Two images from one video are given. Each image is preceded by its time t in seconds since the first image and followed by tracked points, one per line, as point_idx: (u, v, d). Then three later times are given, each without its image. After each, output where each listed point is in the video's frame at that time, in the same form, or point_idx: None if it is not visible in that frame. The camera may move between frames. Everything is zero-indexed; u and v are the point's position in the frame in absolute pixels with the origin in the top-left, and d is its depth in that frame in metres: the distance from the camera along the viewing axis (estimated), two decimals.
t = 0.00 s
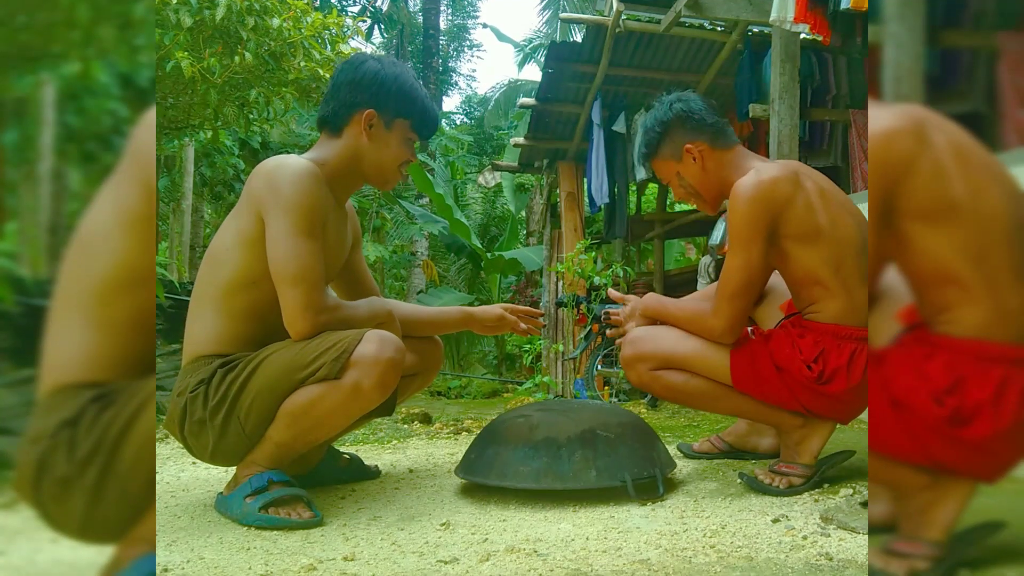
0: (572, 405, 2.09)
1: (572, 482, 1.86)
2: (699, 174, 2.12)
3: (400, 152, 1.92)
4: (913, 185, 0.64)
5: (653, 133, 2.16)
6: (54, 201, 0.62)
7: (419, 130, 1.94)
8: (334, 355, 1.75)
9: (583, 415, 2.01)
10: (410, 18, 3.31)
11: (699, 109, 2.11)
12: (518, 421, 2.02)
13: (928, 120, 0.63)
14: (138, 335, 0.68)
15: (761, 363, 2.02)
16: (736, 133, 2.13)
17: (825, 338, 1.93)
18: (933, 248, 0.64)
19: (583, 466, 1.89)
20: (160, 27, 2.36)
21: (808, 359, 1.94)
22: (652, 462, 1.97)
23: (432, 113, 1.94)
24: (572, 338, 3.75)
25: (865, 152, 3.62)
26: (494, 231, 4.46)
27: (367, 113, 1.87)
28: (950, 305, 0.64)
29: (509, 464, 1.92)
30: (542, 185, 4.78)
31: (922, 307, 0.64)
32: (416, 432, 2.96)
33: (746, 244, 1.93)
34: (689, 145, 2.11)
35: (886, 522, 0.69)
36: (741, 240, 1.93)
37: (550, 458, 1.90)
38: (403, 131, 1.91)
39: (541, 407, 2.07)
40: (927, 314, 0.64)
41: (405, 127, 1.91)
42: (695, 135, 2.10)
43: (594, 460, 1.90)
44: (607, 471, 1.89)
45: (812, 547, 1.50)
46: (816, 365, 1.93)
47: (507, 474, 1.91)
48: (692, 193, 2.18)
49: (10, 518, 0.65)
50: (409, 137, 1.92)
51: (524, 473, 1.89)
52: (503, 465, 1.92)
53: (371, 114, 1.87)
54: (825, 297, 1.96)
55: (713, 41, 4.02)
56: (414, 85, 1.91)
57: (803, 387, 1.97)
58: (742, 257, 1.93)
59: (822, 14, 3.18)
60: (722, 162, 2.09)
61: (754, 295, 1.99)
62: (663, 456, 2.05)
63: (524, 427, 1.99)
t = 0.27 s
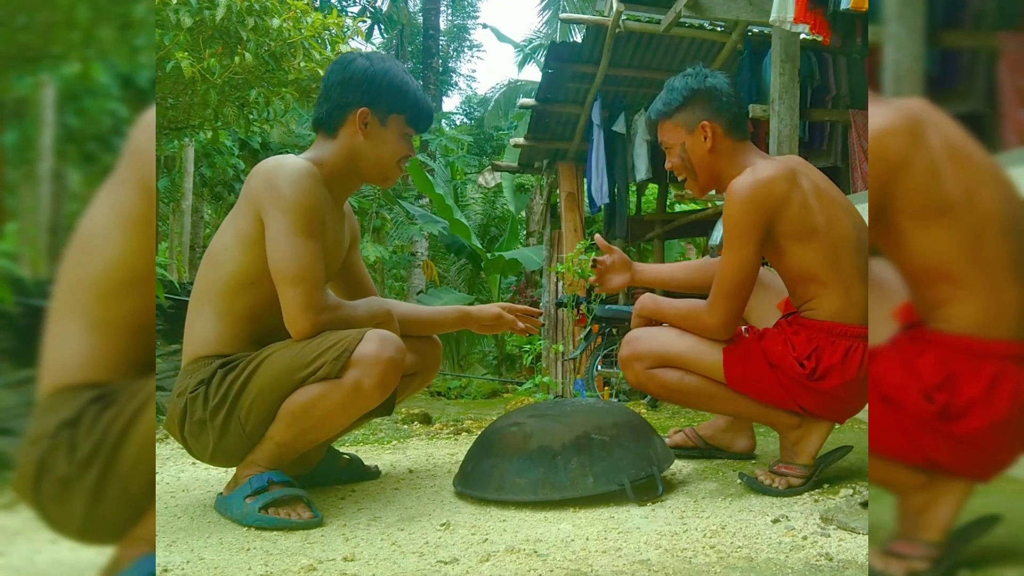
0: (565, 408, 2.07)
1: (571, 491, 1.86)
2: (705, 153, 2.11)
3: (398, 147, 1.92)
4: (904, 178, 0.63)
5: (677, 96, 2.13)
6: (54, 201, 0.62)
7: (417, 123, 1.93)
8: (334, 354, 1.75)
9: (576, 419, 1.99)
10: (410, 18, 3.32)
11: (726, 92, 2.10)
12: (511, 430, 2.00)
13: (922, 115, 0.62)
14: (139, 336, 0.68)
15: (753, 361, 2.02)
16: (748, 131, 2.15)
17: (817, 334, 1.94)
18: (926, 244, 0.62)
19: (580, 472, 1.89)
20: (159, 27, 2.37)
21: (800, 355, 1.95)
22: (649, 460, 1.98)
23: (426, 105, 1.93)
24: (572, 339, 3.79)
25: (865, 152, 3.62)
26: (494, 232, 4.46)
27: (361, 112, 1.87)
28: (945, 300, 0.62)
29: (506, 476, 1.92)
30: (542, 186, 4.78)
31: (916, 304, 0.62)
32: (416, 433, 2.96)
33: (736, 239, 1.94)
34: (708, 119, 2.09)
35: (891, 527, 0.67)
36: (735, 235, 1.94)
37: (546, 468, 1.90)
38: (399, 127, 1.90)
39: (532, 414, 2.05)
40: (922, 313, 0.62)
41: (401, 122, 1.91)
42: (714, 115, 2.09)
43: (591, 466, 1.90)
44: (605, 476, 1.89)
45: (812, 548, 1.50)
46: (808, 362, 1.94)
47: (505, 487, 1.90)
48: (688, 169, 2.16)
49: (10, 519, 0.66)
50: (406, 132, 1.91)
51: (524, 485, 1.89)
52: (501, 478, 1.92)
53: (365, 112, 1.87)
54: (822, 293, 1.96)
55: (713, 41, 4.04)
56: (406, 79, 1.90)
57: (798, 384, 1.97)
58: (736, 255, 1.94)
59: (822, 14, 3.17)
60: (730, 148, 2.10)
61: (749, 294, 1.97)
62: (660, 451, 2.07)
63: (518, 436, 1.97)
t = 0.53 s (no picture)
0: (570, 406, 2.09)
1: (572, 486, 1.86)
2: (701, 154, 2.14)
3: (392, 138, 1.91)
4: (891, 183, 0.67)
5: (682, 94, 2.13)
6: (54, 199, 0.63)
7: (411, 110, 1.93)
8: (333, 352, 1.75)
9: (579, 417, 2.01)
10: (411, 17, 3.34)
11: (729, 99, 2.13)
12: (514, 426, 2.01)
13: (905, 118, 0.64)
14: (139, 334, 0.69)
15: (754, 358, 2.01)
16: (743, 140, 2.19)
17: (819, 330, 1.97)
18: (917, 243, 0.65)
19: (582, 468, 1.89)
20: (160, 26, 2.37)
21: (804, 351, 1.96)
22: (651, 460, 1.98)
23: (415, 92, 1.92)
24: (572, 338, 3.76)
25: (865, 152, 3.62)
26: (493, 230, 4.48)
27: (351, 109, 1.87)
28: (937, 296, 0.65)
29: (508, 470, 1.92)
30: (542, 185, 4.66)
31: (911, 301, 0.66)
32: (416, 432, 2.96)
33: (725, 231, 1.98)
34: (710, 122, 2.12)
35: (892, 525, 0.70)
36: (724, 228, 1.97)
37: (548, 463, 1.90)
38: (391, 117, 1.90)
39: (536, 410, 2.06)
40: (917, 309, 0.66)
41: (392, 112, 1.90)
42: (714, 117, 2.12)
43: (592, 463, 1.90)
44: (606, 473, 1.89)
45: (812, 547, 1.50)
46: (814, 357, 1.95)
47: (506, 480, 1.90)
48: (681, 165, 2.18)
49: (10, 517, 0.65)
50: (398, 120, 1.91)
51: (524, 479, 1.89)
52: (503, 471, 1.92)
53: (353, 108, 1.87)
54: (815, 287, 2.01)
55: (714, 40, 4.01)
56: (391, 69, 1.89)
57: (801, 380, 1.97)
58: (729, 246, 1.97)
59: (822, 14, 3.18)
60: (724, 152, 2.14)
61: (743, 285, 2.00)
62: (661, 453, 2.06)
63: (521, 432, 1.98)
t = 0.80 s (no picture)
0: (572, 403, 2.09)
1: (573, 478, 1.86)
2: (692, 154, 2.13)
3: (384, 127, 1.89)
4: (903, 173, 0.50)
5: (679, 94, 2.14)
6: (53, 197, 0.53)
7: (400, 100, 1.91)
8: (330, 349, 1.74)
9: (582, 411, 2.01)
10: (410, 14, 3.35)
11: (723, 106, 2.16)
12: (518, 418, 2.02)
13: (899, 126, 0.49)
14: (138, 331, 0.58)
15: (781, 349, 2.01)
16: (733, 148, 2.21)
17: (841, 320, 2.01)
18: (929, 238, 0.50)
19: (583, 461, 1.89)
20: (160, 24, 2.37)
21: (832, 337, 1.98)
22: (652, 458, 1.97)
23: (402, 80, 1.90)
24: (572, 335, 3.77)
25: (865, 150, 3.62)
26: (494, 228, 4.37)
27: (338, 104, 1.86)
28: (944, 288, 0.50)
29: (509, 459, 1.93)
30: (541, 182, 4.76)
31: (910, 297, 0.50)
32: (417, 429, 2.96)
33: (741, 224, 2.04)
34: (703, 123, 2.12)
35: (892, 523, 0.53)
36: (742, 221, 2.03)
37: (550, 453, 1.90)
38: (380, 108, 1.88)
39: (541, 403, 2.07)
40: (913, 301, 0.50)
41: (380, 102, 1.88)
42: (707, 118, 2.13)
43: (594, 457, 1.90)
44: (608, 467, 1.89)
45: (813, 544, 1.50)
46: (841, 342, 1.97)
47: (507, 469, 1.91)
48: (672, 163, 2.16)
49: (6, 516, 0.55)
50: (389, 109, 1.89)
51: (525, 469, 1.89)
52: (504, 461, 1.93)
53: (341, 104, 1.86)
54: (823, 279, 2.09)
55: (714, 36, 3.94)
56: (375, 59, 1.87)
57: (826, 366, 1.99)
58: (756, 231, 2.00)
59: (822, 11, 3.18)
60: (716, 155, 2.14)
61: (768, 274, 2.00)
62: (663, 453, 2.05)
63: (525, 423, 2.00)
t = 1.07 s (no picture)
0: (569, 402, 2.09)
1: (572, 483, 1.86)
2: (683, 157, 2.11)
3: (384, 127, 1.89)
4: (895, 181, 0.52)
5: (677, 97, 2.11)
6: (53, 193, 0.53)
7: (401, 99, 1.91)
8: (329, 347, 1.74)
9: (576, 413, 2.00)
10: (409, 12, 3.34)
11: (717, 112, 2.15)
12: (513, 422, 2.02)
13: (904, 136, 0.50)
14: (136, 329, 0.58)
15: (802, 344, 2.02)
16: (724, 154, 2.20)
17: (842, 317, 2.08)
18: (933, 236, 0.51)
19: (581, 465, 1.89)
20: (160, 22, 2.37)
21: (841, 334, 2.03)
22: (650, 456, 1.98)
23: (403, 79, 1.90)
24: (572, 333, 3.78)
25: (864, 148, 3.62)
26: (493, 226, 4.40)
27: (339, 102, 1.86)
28: (943, 285, 0.51)
29: (507, 467, 1.92)
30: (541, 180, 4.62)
31: (914, 296, 0.51)
32: (417, 427, 2.96)
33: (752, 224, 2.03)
34: (698, 127, 2.11)
35: (893, 518, 0.55)
36: (755, 221, 2.02)
37: (547, 459, 1.90)
38: (381, 107, 1.88)
39: (535, 406, 2.07)
40: (911, 302, 0.52)
41: (381, 101, 1.88)
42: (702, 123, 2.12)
43: (592, 459, 1.90)
44: (606, 469, 1.89)
45: (812, 541, 1.50)
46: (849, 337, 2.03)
47: (506, 477, 1.90)
48: (664, 164, 2.12)
49: (7, 512, 0.54)
50: (389, 109, 1.89)
51: (524, 475, 1.89)
52: (501, 469, 1.92)
53: (342, 102, 1.86)
54: (822, 278, 2.14)
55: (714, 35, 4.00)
56: (376, 57, 1.87)
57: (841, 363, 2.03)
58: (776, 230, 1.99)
59: (822, 9, 3.18)
60: (707, 159, 2.13)
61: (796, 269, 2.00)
62: (661, 448, 2.06)
63: (520, 428, 1.99)
